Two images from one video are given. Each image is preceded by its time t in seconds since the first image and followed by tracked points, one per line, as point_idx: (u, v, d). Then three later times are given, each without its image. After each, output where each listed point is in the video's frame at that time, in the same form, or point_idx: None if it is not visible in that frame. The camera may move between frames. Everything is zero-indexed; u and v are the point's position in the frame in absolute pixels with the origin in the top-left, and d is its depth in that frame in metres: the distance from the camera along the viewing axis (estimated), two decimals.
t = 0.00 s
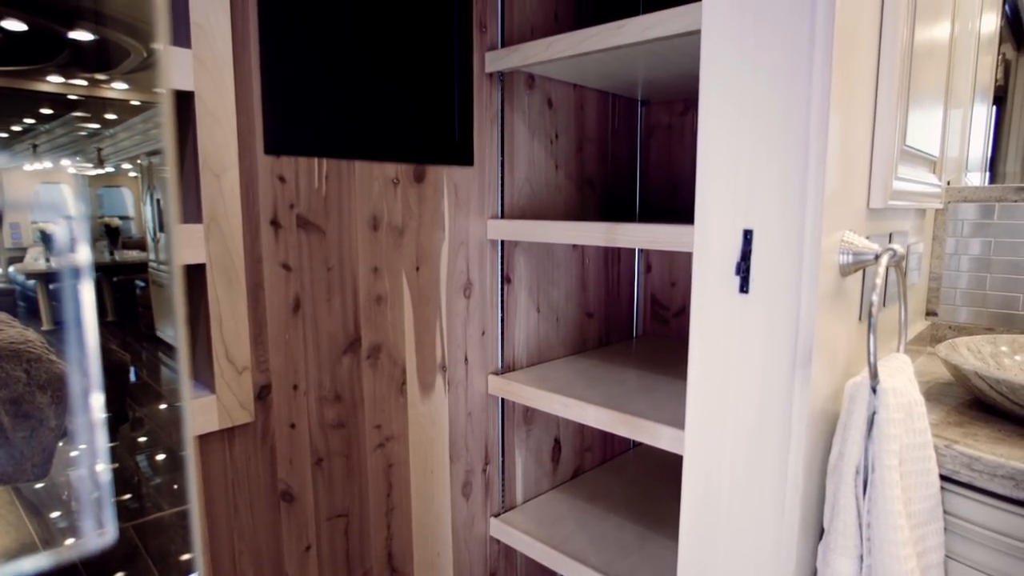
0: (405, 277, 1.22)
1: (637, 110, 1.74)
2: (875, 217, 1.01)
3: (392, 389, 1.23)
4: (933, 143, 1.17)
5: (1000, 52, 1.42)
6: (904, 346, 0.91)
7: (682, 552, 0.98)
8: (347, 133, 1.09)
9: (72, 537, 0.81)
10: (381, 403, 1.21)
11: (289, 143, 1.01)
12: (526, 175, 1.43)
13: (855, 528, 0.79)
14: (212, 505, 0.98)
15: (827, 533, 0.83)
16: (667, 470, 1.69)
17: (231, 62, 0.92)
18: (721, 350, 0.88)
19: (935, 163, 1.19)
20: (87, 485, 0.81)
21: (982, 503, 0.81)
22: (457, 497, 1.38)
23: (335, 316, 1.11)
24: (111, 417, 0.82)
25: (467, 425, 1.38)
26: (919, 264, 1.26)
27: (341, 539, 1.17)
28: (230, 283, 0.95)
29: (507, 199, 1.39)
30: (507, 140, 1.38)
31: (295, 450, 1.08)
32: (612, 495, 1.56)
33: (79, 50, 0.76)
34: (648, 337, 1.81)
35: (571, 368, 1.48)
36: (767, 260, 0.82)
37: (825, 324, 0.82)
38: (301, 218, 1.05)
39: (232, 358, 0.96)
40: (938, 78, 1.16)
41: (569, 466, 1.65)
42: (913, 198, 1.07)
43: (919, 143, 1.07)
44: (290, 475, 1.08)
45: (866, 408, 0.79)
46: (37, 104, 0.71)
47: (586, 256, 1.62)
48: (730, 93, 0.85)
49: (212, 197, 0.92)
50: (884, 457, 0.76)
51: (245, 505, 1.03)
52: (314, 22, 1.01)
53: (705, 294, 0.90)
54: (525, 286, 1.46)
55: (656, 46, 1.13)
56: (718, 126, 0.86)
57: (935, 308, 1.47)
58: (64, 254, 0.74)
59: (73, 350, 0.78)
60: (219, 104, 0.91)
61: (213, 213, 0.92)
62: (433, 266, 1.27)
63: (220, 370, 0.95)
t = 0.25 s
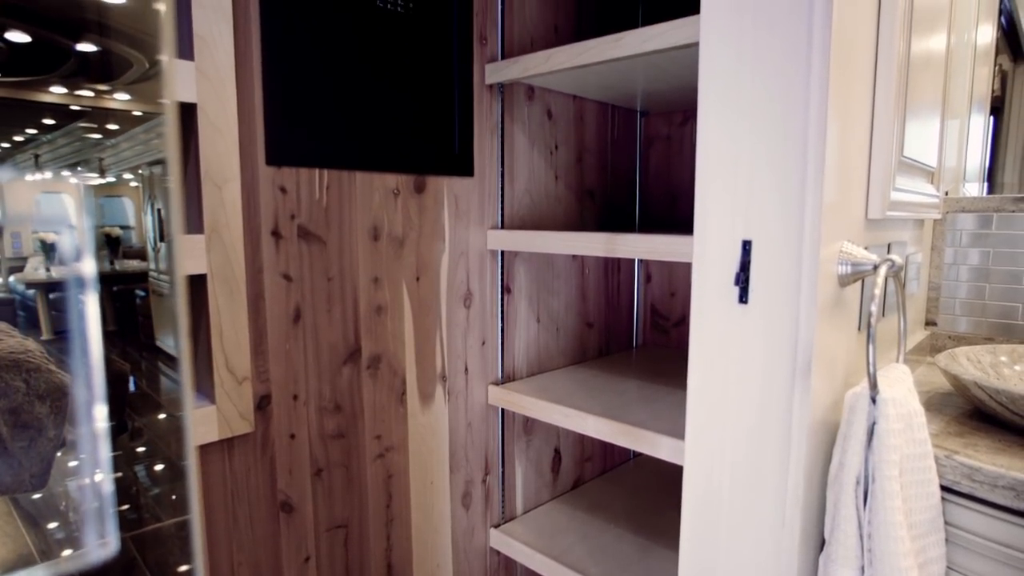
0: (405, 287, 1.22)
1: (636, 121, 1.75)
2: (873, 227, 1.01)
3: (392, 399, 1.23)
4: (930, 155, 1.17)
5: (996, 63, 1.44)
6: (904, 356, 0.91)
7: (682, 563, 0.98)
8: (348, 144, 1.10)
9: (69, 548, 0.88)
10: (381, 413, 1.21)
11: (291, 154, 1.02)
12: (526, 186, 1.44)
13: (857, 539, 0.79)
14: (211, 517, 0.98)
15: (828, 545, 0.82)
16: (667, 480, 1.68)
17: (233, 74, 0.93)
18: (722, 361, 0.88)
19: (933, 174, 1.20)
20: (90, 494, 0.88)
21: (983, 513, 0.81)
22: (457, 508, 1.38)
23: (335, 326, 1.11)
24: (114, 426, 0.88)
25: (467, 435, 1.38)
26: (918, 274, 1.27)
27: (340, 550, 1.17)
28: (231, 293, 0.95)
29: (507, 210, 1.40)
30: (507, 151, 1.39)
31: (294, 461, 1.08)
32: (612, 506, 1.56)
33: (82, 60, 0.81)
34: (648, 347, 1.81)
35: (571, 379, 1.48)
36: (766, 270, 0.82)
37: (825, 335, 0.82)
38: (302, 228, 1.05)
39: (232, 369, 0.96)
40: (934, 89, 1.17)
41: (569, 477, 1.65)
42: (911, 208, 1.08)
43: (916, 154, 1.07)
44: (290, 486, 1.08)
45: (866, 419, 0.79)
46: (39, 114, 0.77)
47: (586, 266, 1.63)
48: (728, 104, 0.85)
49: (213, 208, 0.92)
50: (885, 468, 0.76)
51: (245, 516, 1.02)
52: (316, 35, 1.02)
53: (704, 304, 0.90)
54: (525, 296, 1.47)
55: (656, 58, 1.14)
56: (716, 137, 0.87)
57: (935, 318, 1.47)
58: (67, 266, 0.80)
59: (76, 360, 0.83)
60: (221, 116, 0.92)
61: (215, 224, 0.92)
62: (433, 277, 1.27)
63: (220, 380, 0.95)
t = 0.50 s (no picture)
0: (405, 297, 1.23)
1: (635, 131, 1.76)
2: (872, 237, 1.02)
3: (392, 409, 1.23)
4: (928, 164, 1.18)
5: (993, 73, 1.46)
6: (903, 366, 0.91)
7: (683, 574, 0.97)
8: (349, 155, 1.10)
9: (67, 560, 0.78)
10: (381, 423, 1.21)
11: (291, 164, 1.02)
12: (526, 196, 1.45)
13: (857, 550, 0.78)
14: (211, 527, 0.98)
15: (829, 555, 0.82)
16: (668, 490, 1.68)
17: (235, 85, 0.94)
18: (722, 372, 0.88)
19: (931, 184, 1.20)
20: (94, 510, 0.80)
21: (983, 523, 0.81)
22: (457, 518, 1.37)
23: (336, 335, 1.12)
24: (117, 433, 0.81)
25: (467, 445, 1.38)
26: (917, 284, 1.27)
27: (340, 561, 1.17)
28: (232, 302, 0.96)
29: (507, 219, 1.41)
30: (507, 161, 1.39)
31: (294, 470, 1.08)
32: (612, 516, 1.55)
33: (87, 70, 0.76)
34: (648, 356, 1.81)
35: (572, 388, 1.47)
36: (764, 280, 0.83)
37: (824, 345, 0.82)
38: (303, 238, 1.05)
39: (232, 379, 0.97)
40: (932, 100, 1.17)
41: (569, 487, 1.64)
42: (909, 218, 1.08)
43: (915, 164, 1.08)
44: (289, 496, 1.07)
45: (866, 429, 0.78)
46: (41, 124, 0.71)
47: (586, 275, 1.63)
48: (727, 115, 0.86)
49: (214, 218, 0.93)
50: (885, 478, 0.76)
51: (244, 526, 1.02)
52: (318, 46, 1.03)
53: (703, 314, 0.90)
54: (525, 306, 1.47)
55: (654, 69, 1.15)
56: (715, 148, 0.88)
57: (934, 327, 1.48)
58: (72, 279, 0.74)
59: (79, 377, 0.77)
60: (223, 126, 0.92)
61: (216, 234, 0.93)
62: (433, 286, 1.27)
63: (220, 390, 0.95)
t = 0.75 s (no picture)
0: (406, 306, 1.23)
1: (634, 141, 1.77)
2: (870, 247, 1.02)
3: (392, 419, 1.23)
4: (926, 174, 1.19)
5: (991, 85, 1.49)
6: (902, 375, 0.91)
7: None
8: (350, 165, 1.11)
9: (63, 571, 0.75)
10: (381, 433, 1.21)
11: (292, 174, 1.03)
12: (526, 205, 1.45)
13: (859, 561, 0.78)
14: (210, 538, 0.97)
15: (830, 566, 0.82)
16: (668, 501, 1.67)
17: (238, 96, 0.95)
18: (722, 382, 0.88)
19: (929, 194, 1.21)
20: (96, 522, 0.78)
21: (986, 534, 0.80)
22: (457, 528, 1.37)
23: (336, 345, 1.12)
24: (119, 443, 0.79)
25: (467, 455, 1.37)
26: (916, 294, 1.27)
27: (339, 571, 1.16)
28: (232, 312, 0.96)
29: (507, 229, 1.41)
30: (507, 172, 1.40)
31: (294, 481, 1.07)
32: (613, 526, 1.55)
33: (91, 79, 0.75)
34: (648, 365, 1.81)
35: (572, 398, 1.47)
36: (763, 290, 0.83)
37: (823, 355, 0.82)
38: (303, 248, 1.06)
39: (232, 389, 0.97)
40: (929, 111, 1.18)
41: (569, 497, 1.64)
42: (908, 228, 1.09)
43: (913, 175, 1.09)
44: (289, 506, 1.07)
45: (866, 439, 0.78)
46: (43, 134, 0.70)
47: (585, 285, 1.64)
48: (725, 126, 0.87)
49: (216, 228, 0.93)
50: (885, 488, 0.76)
51: (243, 537, 1.02)
52: (319, 58, 1.04)
53: (703, 324, 0.90)
54: (525, 315, 1.47)
55: (653, 81, 1.16)
56: (714, 159, 0.88)
57: (934, 336, 1.48)
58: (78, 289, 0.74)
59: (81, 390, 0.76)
60: (225, 137, 0.93)
61: (217, 244, 0.93)
62: (433, 296, 1.28)
63: (220, 400, 0.95)
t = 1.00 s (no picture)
0: (406, 316, 1.23)
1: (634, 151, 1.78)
2: (869, 257, 1.03)
3: (392, 429, 1.22)
4: (925, 184, 1.19)
5: (988, 94, 1.49)
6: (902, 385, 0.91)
7: None
8: (351, 175, 1.11)
9: None
10: (381, 443, 1.21)
11: (293, 185, 1.03)
12: (526, 215, 1.46)
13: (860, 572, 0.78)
14: (208, 549, 0.97)
15: None
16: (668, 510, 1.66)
17: (240, 107, 0.95)
18: (721, 392, 0.89)
19: (927, 204, 1.22)
20: (99, 533, 0.73)
21: (989, 544, 0.80)
22: (457, 539, 1.36)
23: (336, 355, 1.12)
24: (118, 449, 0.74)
25: (467, 465, 1.37)
26: (916, 303, 1.27)
27: None
28: (233, 322, 0.96)
29: (507, 239, 1.42)
30: (507, 182, 1.41)
31: (294, 491, 1.07)
32: (613, 537, 1.54)
33: (95, 90, 0.70)
34: (648, 375, 1.81)
35: (572, 408, 1.47)
36: (762, 300, 0.83)
37: (822, 365, 0.82)
38: (304, 258, 1.06)
39: (233, 399, 0.97)
40: (927, 121, 1.19)
41: (570, 507, 1.63)
42: (906, 238, 1.09)
43: (911, 185, 1.09)
44: (288, 516, 1.07)
45: (866, 449, 0.78)
46: (44, 143, 0.66)
47: (586, 294, 1.64)
48: (722, 138, 0.87)
49: (217, 238, 0.93)
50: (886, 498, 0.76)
51: (242, 548, 1.01)
52: (321, 69, 1.05)
53: (703, 333, 0.90)
54: (525, 325, 1.47)
55: (651, 92, 1.17)
56: (712, 169, 0.89)
57: (934, 346, 1.48)
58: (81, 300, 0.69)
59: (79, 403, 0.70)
60: (227, 148, 0.94)
61: (218, 254, 0.94)
62: (433, 306, 1.28)
63: (220, 409, 0.95)
